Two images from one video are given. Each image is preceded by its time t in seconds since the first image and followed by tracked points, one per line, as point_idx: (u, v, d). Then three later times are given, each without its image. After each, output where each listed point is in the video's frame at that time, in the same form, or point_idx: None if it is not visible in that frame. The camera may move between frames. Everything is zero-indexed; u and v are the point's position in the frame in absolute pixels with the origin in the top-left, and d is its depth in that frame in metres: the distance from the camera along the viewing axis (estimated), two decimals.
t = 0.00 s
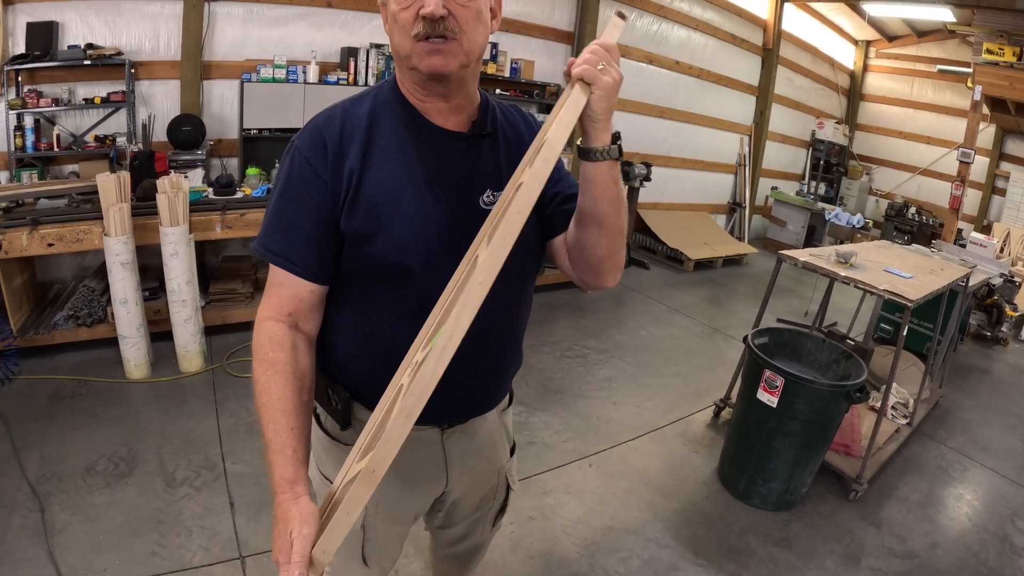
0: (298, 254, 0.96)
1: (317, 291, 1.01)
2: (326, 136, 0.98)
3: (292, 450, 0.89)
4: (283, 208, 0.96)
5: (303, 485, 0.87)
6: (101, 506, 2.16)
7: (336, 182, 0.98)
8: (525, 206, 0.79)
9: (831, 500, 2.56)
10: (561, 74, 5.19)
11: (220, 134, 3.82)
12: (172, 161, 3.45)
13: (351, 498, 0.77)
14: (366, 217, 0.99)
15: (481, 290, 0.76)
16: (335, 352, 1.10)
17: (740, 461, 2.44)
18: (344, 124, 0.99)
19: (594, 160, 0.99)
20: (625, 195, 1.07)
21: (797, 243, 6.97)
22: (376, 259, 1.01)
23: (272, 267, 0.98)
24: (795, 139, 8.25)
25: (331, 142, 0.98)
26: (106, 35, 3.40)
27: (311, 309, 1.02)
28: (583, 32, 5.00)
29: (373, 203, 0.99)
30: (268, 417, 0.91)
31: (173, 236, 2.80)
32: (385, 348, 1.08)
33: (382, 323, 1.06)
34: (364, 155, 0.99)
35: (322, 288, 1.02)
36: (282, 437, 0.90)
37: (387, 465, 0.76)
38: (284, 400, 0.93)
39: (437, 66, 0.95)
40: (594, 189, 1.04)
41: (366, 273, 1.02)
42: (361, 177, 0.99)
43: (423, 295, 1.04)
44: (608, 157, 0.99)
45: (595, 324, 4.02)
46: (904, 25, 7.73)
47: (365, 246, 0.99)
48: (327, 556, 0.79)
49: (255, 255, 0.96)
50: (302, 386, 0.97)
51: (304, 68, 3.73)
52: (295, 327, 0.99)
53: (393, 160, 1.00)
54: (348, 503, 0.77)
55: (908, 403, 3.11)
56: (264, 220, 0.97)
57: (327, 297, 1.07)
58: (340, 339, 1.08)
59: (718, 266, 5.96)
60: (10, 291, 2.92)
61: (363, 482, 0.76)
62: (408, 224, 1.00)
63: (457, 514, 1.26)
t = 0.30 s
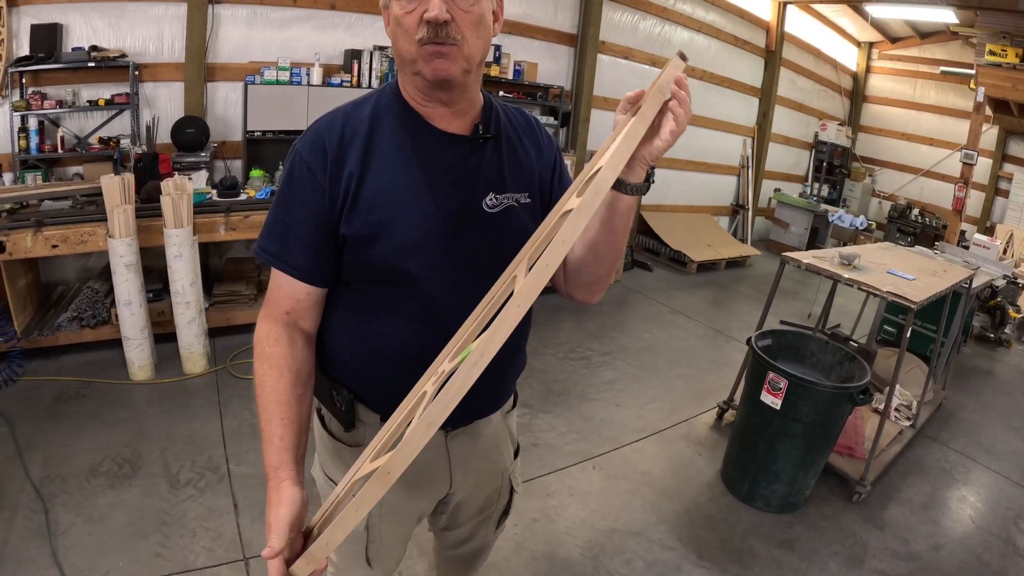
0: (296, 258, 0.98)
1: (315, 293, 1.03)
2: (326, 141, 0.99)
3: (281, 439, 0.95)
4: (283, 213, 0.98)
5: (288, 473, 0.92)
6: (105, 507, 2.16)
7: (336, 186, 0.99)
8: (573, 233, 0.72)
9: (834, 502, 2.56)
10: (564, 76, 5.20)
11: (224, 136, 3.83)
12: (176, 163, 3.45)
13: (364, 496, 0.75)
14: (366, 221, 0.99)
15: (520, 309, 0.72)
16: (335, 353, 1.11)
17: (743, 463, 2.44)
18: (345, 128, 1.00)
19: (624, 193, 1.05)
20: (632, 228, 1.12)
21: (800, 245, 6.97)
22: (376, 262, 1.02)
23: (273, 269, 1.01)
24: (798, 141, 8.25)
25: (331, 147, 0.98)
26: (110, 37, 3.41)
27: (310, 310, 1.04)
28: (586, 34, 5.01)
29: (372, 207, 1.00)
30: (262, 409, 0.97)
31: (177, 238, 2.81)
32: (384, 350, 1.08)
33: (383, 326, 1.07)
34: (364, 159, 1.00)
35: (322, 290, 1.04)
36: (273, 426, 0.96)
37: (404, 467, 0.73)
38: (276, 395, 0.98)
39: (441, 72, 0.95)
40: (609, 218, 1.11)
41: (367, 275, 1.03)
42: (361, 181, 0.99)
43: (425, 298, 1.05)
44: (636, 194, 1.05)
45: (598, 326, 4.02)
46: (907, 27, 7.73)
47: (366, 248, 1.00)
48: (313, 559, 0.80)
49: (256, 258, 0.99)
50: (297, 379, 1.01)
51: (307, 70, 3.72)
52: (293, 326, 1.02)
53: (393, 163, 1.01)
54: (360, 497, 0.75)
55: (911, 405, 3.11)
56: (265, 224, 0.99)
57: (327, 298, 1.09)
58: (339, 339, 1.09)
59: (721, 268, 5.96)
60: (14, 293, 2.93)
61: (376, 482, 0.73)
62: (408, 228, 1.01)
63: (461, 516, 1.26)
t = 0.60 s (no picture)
0: (295, 257, 0.98)
1: (311, 291, 1.03)
2: (325, 141, 0.99)
3: (266, 436, 0.96)
4: (283, 212, 0.98)
5: (267, 465, 0.94)
6: (106, 508, 2.17)
7: (336, 187, 0.99)
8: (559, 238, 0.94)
9: (835, 503, 2.56)
10: (566, 78, 5.20)
11: (225, 138, 3.83)
12: (178, 165, 3.46)
13: (337, 486, 0.91)
14: (365, 220, 1.00)
15: (501, 310, 0.91)
16: (333, 352, 1.11)
17: (744, 464, 2.44)
18: (345, 129, 1.00)
19: (621, 209, 1.07)
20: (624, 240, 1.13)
21: (802, 246, 6.96)
22: (375, 262, 1.02)
23: (271, 268, 1.01)
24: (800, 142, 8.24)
25: (331, 147, 0.99)
26: (112, 40, 3.42)
27: (307, 307, 1.04)
28: (588, 36, 5.01)
29: (371, 207, 1.00)
30: (253, 405, 0.98)
31: (179, 239, 2.82)
32: (381, 349, 1.09)
33: (380, 325, 1.07)
34: (363, 160, 1.00)
35: (319, 288, 1.04)
36: (260, 423, 0.97)
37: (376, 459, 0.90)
38: (267, 391, 0.99)
39: (434, 73, 0.96)
40: (602, 230, 1.12)
41: (366, 274, 1.03)
42: (360, 182, 1.00)
43: (423, 299, 1.06)
44: (631, 211, 1.07)
45: (599, 327, 4.03)
46: (908, 28, 7.72)
47: (365, 248, 1.01)
48: (281, 562, 0.90)
49: (254, 255, 0.99)
50: (289, 375, 1.01)
51: (308, 72, 3.73)
52: (285, 323, 1.02)
53: (393, 164, 1.01)
54: (331, 489, 0.91)
55: (912, 406, 3.10)
56: (265, 222, 0.99)
57: (324, 297, 1.09)
58: (337, 337, 1.10)
59: (723, 270, 5.95)
60: (16, 294, 2.94)
61: (350, 471, 0.90)
62: (407, 228, 1.01)
63: (458, 517, 1.26)
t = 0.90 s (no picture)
0: (293, 259, 0.99)
1: (310, 294, 1.04)
2: (323, 145, 1.00)
3: (272, 442, 0.98)
4: (281, 214, 0.99)
5: (277, 472, 0.96)
6: (108, 509, 2.17)
7: (333, 190, 1.00)
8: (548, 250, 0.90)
9: (836, 505, 2.56)
10: (566, 80, 5.20)
11: (227, 140, 3.84)
12: (179, 167, 3.47)
13: (340, 496, 0.89)
14: (363, 223, 1.01)
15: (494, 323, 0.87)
16: (332, 353, 1.12)
17: (744, 466, 2.43)
18: (342, 132, 1.01)
19: (610, 210, 1.07)
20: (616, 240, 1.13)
21: (803, 247, 6.96)
22: (374, 263, 1.03)
23: (270, 270, 1.02)
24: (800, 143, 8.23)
25: (329, 150, 0.99)
26: (114, 42, 3.43)
27: (306, 310, 1.06)
28: (588, 37, 5.01)
29: (369, 210, 1.01)
30: (257, 410, 1.00)
31: (180, 241, 2.82)
32: (380, 350, 1.09)
33: (378, 327, 1.08)
34: (361, 163, 1.01)
35: (318, 290, 1.05)
36: (265, 428, 0.99)
37: (377, 471, 0.88)
38: (271, 395, 1.01)
39: (460, 78, 0.97)
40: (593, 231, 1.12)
41: (365, 276, 1.04)
42: (357, 184, 1.01)
43: (421, 300, 1.07)
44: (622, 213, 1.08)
45: (600, 329, 4.03)
46: (909, 29, 7.72)
47: (364, 250, 1.02)
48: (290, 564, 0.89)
49: (254, 258, 1.00)
50: (290, 381, 1.03)
51: (309, 74, 3.72)
52: (286, 328, 1.03)
53: (390, 165, 1.02)
54: (336, 498, 0.88)
55: (913, 407, 3.10)
56: (263, 225, 1.00)
57: (324, 299, 1.10)
58: (335, 339, 1.11)
59: (723, 271, 5.95)
60: (18, 295, 2.95)
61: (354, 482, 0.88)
62: (404, 229, 1.02)
63: (457, 517, 1.26)
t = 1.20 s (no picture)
0: (295, 265, 1.01)
1: (311, 299, 1.05)
2: (321, 152, 1.00)
3: (277, 447, 1.00)
4: (281, 222, 1.00)
5: (284, 478, 0.98)
6: (109, 511, 2.17)
7: (331, 197, 1.01)
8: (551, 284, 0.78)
9: (837, 506, 2.55)
10: (567, 82, 5.21)
11: (228, 143, 3.84)
12: (181, 169, 3.47)
13: (347, 511, 0.91)
14: (363, 229, 1.02)
15: (495, 357, 0.80)
16: (332, 356, 1.13)
17: (746, 468, 2.43)
18: (340, 138, 1.01)
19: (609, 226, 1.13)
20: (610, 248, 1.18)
21: (803, 249, 6.96)
22: (374, 268, 1.04)
23: (271, 277, 1.03)
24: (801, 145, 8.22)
25: (327, 157, 1.00)
26: (115, 44, 3.44)
27: (307, 314, 1.07)
28: (589, 39, 5.02)
29: (368, 215, 1.02)
30: (261, 416, 1.02)
31: (181, 243, 2.82)
32: (381, 352, 1.10)
33: (379, 330, 1.09)
34: (360, 169, 1.02)
35: (318, 294, 1.06)
36: (270, 434, 1.01)
37: (383, 488, 0.88)
38: (275, 401, 1.02)
39: (472, 86, 0.99)
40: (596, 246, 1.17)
41: (365, 281, 1.05)
42: (356, 191, 1.01)
43: (422, 304, 1.07)
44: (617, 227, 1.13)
45: (601, 331, 4.02)
46: (909, 30, 7.73)
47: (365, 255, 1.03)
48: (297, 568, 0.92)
49: (255, 265, 1.01)
50: (293, 386, 1.05)
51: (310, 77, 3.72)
52: (286, 335, 1.04)
53: (389, 172, 1.03)
54: (342, 514, 0.92)
55: (914, 409, 3.10)
56: (263, 233, 1.01)
57: (325, 303, 1.11)
58: (336, 342, 1.12)
59: (724, 273, 5.95)
60: (19, 297, 2.95)
61: (358, 502, 0.89)
62: (404, 234, 1.03)
63: (459, 517, 1.27)
